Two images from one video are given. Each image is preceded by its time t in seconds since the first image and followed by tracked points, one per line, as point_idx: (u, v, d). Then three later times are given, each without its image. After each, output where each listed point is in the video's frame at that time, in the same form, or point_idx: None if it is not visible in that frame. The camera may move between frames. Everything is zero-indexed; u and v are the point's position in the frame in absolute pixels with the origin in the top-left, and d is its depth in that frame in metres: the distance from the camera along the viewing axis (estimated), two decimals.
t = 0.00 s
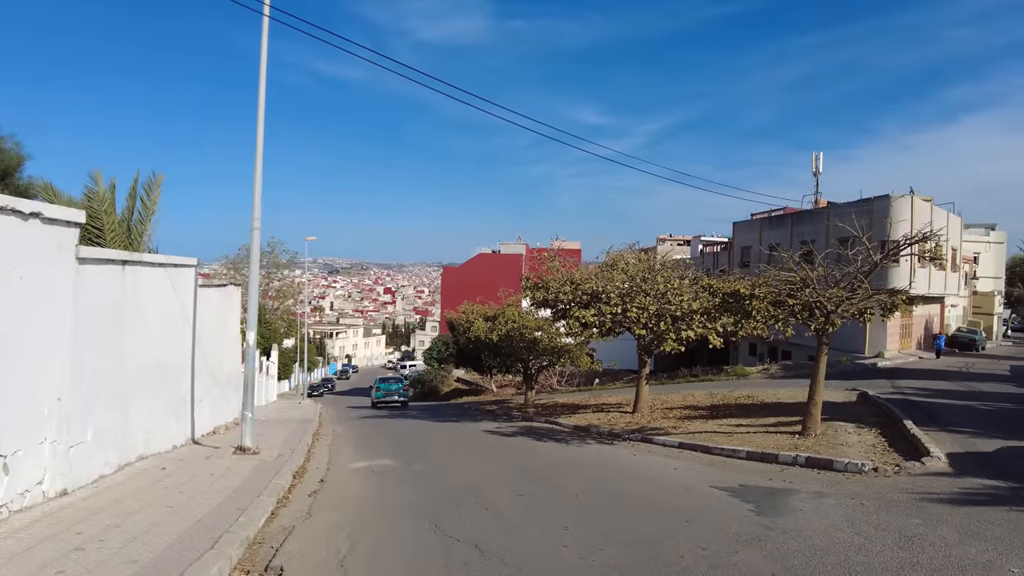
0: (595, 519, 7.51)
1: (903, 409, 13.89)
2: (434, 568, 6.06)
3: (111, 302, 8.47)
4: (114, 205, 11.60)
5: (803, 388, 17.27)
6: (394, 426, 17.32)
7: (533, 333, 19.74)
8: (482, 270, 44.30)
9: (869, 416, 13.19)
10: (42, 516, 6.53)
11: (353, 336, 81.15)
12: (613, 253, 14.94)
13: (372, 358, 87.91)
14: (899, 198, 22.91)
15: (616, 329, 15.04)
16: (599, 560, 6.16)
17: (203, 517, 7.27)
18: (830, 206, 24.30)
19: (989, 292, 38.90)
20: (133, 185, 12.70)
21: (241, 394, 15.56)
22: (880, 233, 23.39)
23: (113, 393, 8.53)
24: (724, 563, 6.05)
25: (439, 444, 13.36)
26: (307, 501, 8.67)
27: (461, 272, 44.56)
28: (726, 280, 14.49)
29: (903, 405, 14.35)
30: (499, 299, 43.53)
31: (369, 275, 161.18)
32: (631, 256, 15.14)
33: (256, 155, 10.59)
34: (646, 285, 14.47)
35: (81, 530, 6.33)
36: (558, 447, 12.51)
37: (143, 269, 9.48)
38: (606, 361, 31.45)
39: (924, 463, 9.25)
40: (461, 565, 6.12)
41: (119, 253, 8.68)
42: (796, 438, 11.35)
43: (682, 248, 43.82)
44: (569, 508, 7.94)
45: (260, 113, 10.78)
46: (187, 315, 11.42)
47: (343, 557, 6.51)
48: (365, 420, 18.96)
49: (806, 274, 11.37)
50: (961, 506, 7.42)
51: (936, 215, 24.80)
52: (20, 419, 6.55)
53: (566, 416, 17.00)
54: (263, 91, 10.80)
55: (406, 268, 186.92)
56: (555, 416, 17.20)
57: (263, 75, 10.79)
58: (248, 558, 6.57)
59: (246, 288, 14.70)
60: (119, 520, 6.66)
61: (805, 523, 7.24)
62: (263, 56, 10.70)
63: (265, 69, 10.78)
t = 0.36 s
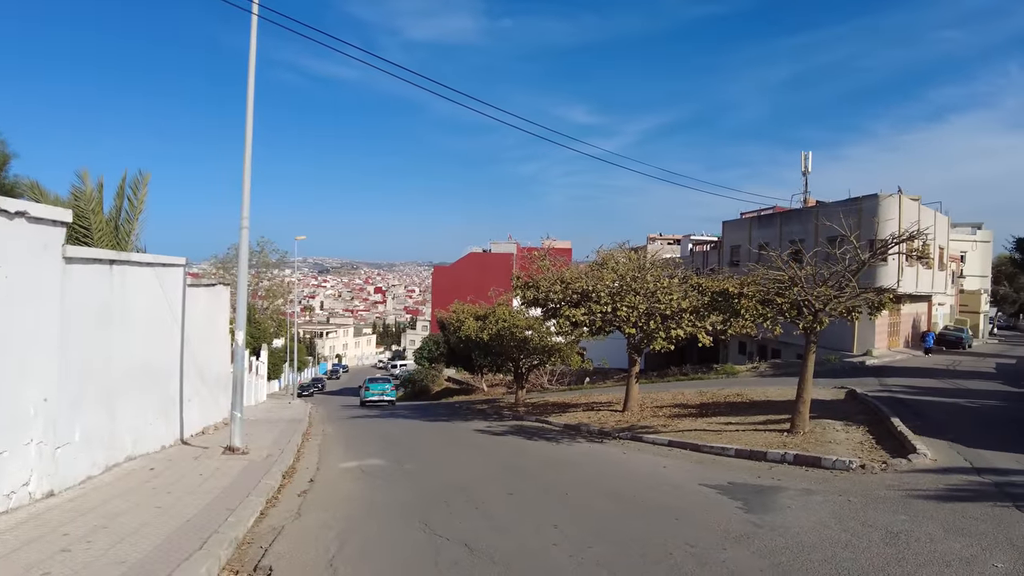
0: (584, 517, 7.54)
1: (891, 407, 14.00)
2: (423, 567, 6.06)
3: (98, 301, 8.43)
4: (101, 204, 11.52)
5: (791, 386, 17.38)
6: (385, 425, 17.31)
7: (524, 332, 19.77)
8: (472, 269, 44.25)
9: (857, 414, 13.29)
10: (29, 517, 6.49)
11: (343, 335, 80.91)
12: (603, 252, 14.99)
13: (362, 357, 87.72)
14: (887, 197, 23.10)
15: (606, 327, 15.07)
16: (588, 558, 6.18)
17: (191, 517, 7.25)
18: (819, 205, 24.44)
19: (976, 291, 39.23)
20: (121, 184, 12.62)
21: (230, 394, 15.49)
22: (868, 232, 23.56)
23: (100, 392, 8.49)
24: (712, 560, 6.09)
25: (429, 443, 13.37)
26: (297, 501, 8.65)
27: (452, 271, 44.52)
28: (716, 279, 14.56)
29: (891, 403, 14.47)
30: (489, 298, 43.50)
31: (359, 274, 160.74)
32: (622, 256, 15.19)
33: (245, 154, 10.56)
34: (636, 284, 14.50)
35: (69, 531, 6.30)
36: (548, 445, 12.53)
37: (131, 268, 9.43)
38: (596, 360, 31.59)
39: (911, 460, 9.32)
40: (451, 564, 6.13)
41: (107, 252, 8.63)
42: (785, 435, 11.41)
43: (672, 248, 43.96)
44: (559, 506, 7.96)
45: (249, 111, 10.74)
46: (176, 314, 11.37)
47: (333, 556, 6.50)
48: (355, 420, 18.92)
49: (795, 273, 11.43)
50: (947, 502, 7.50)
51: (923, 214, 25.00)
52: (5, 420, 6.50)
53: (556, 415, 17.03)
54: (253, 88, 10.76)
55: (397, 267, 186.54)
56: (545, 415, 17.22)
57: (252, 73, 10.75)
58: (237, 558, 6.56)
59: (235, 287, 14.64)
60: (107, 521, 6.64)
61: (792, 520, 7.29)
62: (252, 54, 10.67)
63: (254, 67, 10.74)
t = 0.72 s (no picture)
0: (569, 514, 7.58)
1: (873, 403, 14.16)
2: (407, 567, 6.05)
3: (79, 301, 8.35)
4: (81, 203, 11.39)
5: (775, 383, 17.55)
6: (371, 425, 17.26)
7: (510, 331, 19.81)
8: (458, 268, 44.20)
9: (839, 411, 13.43)
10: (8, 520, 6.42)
11: (328, 335, 80.54)
12: (589, 252, 15.07)
13: (348, 357, 87.39)
14: (869, 196, 23.35)
15: (591, 326, 15.14)
16: (571, 555, 6.20)
17: (174, 518, 7.21)
18: (802, 204, 24.66)
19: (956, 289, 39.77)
20: (102, 182, 12.49)
21: (214, 394, 15.38)
22: (851, 231, 23.79)
23: (80, 393, 8.40)
24: (695, 555, 6.14)
25: (415, 442, 13.36)
26: (281, 501, 8.62)
27: (438, 270, 44.45)
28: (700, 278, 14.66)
29: (872, 400, 14.63)
30: (475, 297, 43.46)
31: (345, 273, 160.01)
32: (607, 255, 15.28)
33: (228, 152, 10.49)
34: (621, 283, 14.58)
35: (49, 532, 6.24)
36: (535, 444, 12.56)
37: (112, 268, 9.33)
38: (582, 358, 31.70)
39: (891, 456, 9.44)
40: (436, 562, 6.13)
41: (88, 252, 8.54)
42: (768, 432, 11.51)
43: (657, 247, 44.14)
44: (543, 505, 7.99)
45: (232, 109, 10.66)
46: (159, 313, 11.27)
47: (317, 556, 6.48)
48: (340, 419, 18.87)
49: (778, 271, 11.52)
50: (926, 497, 7.60)
51: (905, 213, 25.29)
52: None
53: (542, 413, 17.08)
54: (236, 86, 10.69)
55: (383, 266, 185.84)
56: (531, 413, 17.27)
57: (236, 70, 10.68)
58: (220, 559, 6.53)
59: (218, 286, 14.54)
60: (87, 523, 6.58)
61: (774, 516, 7.35)
62: (235, 52, 10.59)
63: (238, 64, 10.67)
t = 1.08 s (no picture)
0: (550, 511, 7.62)
1: (850, 400, 14.35)
2: (388, 566, 6.04)
3: (54, 301, 8.23)
4: (57, 201, 11.23)
5: (754, 380, 17.73)
6: (352, 425, 17.19)
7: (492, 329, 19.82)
8: (440, 266, 44.12)
9: (817, 407, 13.60)
10: None
11: (309, 334, 79.99)
12: (570, 250, 15.14)
13: (329, 356, 86.87)
14: (847, 195, 23.65)
15: (573, 324, 15.19)
16: (551, 552, 6.24)
17: (152, 519, 7.14)
18: (781, 203, 24.92)
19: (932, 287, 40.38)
20: (78, 180, 12.32)
21: (193, 395, 15.23)
22: (829, 229, 24.08)
23: (56, 394, 8.28)
24: (675, 551, 6.20)
25: (397, 441, 13.33)
26: (261, 501, 8.56)
27: (419, 269, 44.33)
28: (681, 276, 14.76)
29: (850, 396, 14.84)
30: (457, 295, 43.37)
31: (327, 272, 159.03)
32: (589, 254, 15.36)
33: (207, 149, 10.39)
34: (602, 281, 14.66)
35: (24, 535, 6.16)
36: (517, 442, 12.60)
37: (88, 266, 9.20)
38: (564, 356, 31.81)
39: (868, 451, 9.57)
40: (417, 561, 6.13)
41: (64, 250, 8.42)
42: (748, 429, 11.63)
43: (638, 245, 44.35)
44: (525, 502, 8.01)
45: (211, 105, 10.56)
46: (137, 313, 11.14)
47: (297, 556, 6.45)
48: (322, 419, 18.78)
49: (756, 269, 11.61)
50: (901, 491, 7.73)
51: (882, 211, 25.64)
52: None
53: (524, 412, 17.13)
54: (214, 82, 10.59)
55: (365, 265, 184.92)
56: (513, 412, 17.32)
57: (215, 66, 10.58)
58: (199, 560, 6.48)
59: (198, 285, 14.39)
60: (63, 526, 6.51)
61: (753, 512, 7.43)
62: (214, 48, 10.49)
63: (216, 60, 10.56)
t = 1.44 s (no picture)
0: (530, 508, 7.65)
1: (828, 396, 14.54)
2: (367, 565, 6.03)
3: (28, 300, 8.10)
4: (30, 198, 11.05)
5: (733, 377, 17.91)
6: (333, 424, 17.12)
7: (474, 328, 19.83)
8: (422, 265, 44.00)
9: (795, 403, 13.77)
10: None
11: (290, 333, 79.41)
12: (552, 248, 15.20)
13: (310, 355, 86.31)
14: (825, 193, 23.95)
15: (554, 322, 15.24)
16: (531, 549, 6.27)
17: (129, 520, 7.07)
18: (760, 202, 25.17)
19: (908, 284, 41.01)
20: (52, 177, 12.13)
21: (172, 394, 15.07)
22: (807, 227, 24.37)
23: (30, 394, 8.16)
24: (654, 547, 6.25)
25: (378, 440, 13.30)
26: (240, 501, 8.51)
27: (400, 267, 44.17)
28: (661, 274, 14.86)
29: (827, 392, 15.04)
30: (439, 294, 43.26)
31: (307, 270, 157.87)
32: (571, 252, 15.42)
33: (184, 146, 10.28)
34: (583, 280, 14.72)
35: None
36: (498, 440, 12.62)
37: (63, 265, 9.07)
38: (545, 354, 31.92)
39: (844, 446, 9.70)
40: (396, 559, 6.12)
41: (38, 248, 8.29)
42: (727, 425, 11.74)
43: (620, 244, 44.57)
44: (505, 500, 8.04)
45: (187, 101, 10.44)
46: (113, 312, 11.00)
47: (276, 556, 6.42)
48: (303, 419, 18.68)
49: (735, 267, 11.71)
50: (876, 485, 7.85)
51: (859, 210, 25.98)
52: None
53: (506, 410, 17.17)
54: (192, 77, 10.48)
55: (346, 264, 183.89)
56: (495, 410, 17.36)
57: (192, 61, 10.46)
58: (177, 561, 6.42)
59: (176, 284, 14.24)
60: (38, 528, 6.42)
61: (732, 507, 7.50)
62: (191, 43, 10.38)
63: (194, 55, 10.45)
